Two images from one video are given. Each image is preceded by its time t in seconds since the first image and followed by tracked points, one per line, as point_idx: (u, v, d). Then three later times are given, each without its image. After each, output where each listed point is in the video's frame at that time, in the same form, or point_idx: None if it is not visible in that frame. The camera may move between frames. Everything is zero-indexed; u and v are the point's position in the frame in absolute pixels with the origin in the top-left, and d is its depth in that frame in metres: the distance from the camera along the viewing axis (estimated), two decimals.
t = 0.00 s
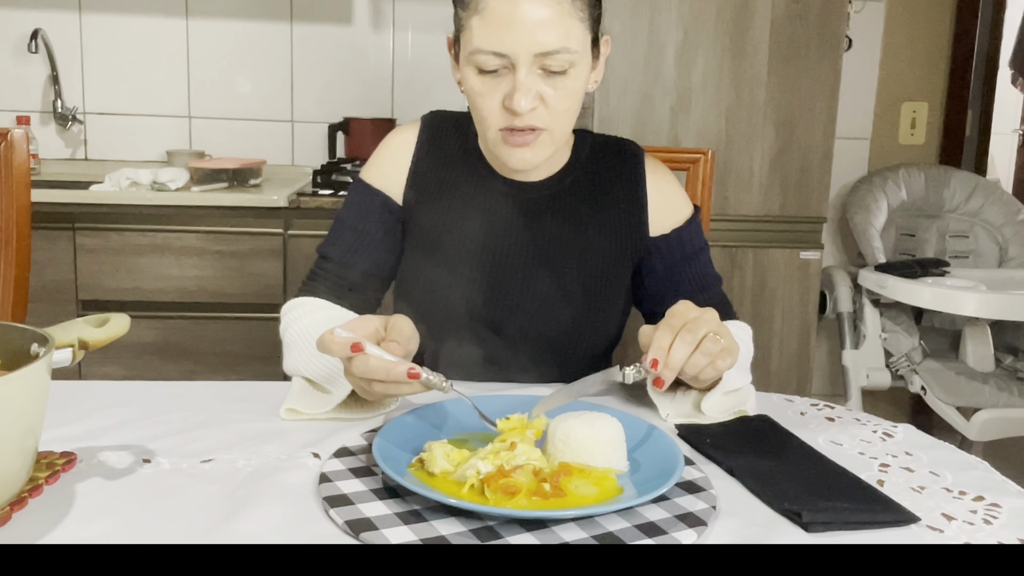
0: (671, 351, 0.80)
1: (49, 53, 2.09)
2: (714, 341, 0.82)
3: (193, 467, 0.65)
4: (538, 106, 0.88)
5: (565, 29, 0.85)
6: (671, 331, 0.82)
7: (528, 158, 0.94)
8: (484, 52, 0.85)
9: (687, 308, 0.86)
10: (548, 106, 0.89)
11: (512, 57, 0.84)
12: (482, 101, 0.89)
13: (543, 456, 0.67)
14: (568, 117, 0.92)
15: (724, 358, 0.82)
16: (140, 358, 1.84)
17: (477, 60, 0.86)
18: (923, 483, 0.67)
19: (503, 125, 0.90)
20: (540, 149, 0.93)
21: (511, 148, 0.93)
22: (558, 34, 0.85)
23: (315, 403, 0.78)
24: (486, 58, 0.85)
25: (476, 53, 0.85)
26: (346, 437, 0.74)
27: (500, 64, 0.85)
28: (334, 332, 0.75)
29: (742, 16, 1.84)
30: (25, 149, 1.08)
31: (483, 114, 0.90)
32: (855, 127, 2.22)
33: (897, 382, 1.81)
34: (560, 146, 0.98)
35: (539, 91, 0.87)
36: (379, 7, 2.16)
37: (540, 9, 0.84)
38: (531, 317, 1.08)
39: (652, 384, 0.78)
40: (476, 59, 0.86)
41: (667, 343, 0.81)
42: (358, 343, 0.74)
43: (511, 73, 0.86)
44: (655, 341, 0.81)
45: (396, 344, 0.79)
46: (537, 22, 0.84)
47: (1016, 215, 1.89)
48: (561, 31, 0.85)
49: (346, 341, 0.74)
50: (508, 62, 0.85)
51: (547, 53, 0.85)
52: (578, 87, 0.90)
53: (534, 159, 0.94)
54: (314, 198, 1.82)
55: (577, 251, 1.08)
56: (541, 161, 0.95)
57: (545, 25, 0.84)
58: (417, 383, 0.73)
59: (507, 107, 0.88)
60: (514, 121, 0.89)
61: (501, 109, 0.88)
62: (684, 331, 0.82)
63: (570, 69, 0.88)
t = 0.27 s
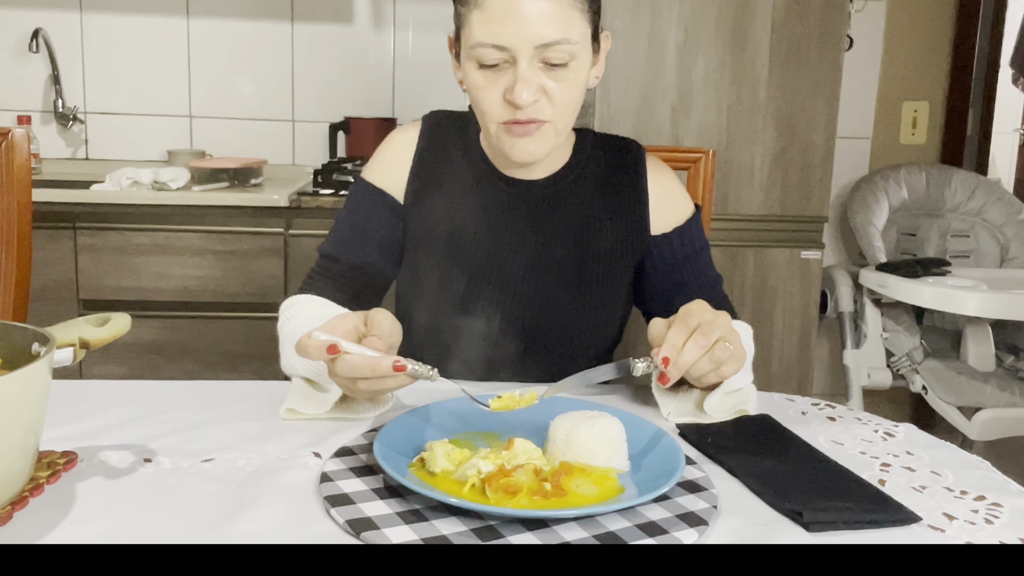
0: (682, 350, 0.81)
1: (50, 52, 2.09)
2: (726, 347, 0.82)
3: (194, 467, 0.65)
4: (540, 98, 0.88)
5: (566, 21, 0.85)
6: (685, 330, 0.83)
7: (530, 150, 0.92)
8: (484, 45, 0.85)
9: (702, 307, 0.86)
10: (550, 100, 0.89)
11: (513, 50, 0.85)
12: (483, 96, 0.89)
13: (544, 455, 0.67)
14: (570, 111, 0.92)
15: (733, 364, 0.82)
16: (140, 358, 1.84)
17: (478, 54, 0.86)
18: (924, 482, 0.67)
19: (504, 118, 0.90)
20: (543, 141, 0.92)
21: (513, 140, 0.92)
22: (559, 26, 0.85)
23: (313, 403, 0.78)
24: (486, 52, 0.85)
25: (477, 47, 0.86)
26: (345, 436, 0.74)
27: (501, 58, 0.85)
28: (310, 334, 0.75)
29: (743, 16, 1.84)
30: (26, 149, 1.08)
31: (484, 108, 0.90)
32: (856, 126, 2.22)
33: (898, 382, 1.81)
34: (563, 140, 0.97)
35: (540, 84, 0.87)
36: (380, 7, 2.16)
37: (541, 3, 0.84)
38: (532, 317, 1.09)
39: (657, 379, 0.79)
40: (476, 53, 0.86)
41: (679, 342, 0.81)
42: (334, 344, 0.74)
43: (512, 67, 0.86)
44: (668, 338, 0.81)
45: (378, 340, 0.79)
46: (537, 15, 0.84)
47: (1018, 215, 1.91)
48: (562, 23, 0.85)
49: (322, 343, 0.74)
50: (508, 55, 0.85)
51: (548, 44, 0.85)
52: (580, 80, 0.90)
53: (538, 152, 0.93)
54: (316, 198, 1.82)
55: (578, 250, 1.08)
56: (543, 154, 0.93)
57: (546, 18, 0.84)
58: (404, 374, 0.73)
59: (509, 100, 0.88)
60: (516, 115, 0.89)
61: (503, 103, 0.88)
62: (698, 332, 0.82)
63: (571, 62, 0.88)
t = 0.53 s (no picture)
0: (682, 352, 0.81)
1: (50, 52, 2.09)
2: (725, 349, 0.83)
3: (194, 466, 0.65)
4: (536, 94, 0.88)
5: (561, 17, 0.85)
6: (686, 331, 0.83)
7: (531, 148, 0.95)
8: (479, 42, 0.85)
9: (703, 308, 0.86)
10: (547, 94, 0.89)
11: (508, 46, 0.84)
12: (480, 93, 0.89)
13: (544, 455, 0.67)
14: (569, 106, 0.93)
15: (732, 366, 0.83)
16: (140, 358, 1.84)
17: (474, 51, 0.86)
18: (925, 482, 0.67)
19: (501, 116, 0.91)
20: (544, 138, 0.95)
21: (513, 139, 0.94)
22: (553, 21, 0.85)
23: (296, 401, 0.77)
24: (482, 49, 0.85)
25: (473, 45, 0.85)
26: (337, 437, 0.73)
27: (497, 55, 0.85)
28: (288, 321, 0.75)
29: (744, 15, 1.84)
30: (26, 148, 1.08)
31: (481, 106, 0.90)
32: (857, 126, 2.21)
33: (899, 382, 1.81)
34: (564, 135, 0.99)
35: (537, 80, 0.87)
36: (381, 7, 2.08)
37: None
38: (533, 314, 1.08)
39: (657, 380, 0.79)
40: (473, 51, 0.86)
41: (680, 344, 0.82)
42: (314, 328, 0.73)
43: (508, 64, 0.86)
44: (668, 340, 0.82)
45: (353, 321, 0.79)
46: (533, 12, 0.83)
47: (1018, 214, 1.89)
48: (557, 19, 0.85)
49: (301, 328, 0.73)
50: (504, 52, 0.85)
51: (542, 40, 0.85)
52: (577, 77, 0.91)
53: (539, 151, 0.96)
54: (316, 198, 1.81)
55: (579, 250, 1.08)
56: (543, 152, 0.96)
57: (541, 14, 0.84)
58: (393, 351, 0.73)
59: (505, 97, 0.88)
60: (513, 111, 0.90)
61: (500, 100, 0.89)
62: (698, 334, 0.82)
63: (567, 57, 0.88)
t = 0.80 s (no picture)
0: (679, 352, 0.82)
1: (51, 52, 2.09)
2: (723, 349, 0.83)
3: (194, 466, 0.65)
4: (534, 92, 0.88)
5: (559, 15, 0.86)
6: (683, 332, 0.84)
7: (528, 147, 0.94)
8: (477, 40, 0.85)
9: (703, 309, 0.87)
10: (544, 93, 0.89)
11: (505, 43, 0.85)
12: (477, 92, 0.89)
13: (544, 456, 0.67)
14: (567, 107, 0.93)
15: (731, 366, 0.82)
16: (141, 358, 1.83)
17: (472, 48, 0.86)
18: (925, 482, 0.67)
19: (499, 116, 0.91)
20: (541, 137, 0.94)
21: (509, 138, 0.93)
22: (551, 18, 0.85)
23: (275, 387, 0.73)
24: (479, 46, 0.85)
25: (471, 42, 0.86)
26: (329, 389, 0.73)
27: (495, 52, 0.85)
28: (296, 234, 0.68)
29: (745, 15, 1.84)
30: (26, 149, 1.08)
31: (479, 104, 0.90)
32: (857, 126, 2.22)
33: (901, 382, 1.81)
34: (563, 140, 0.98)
35: (534, 78, 0.87)
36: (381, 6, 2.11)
37: None
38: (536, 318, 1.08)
39: (653, 379, 0.81)
40: (470, 49, 0.86)
41: (677, 344, 0.83)
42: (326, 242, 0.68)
43: (506, 62, 0.86)
44: (665, 339, 0.83)
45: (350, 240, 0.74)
46: (532, 9, 0.84)
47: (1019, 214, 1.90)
48: (555, 16, 0.85)
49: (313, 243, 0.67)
50: (501, 49, 0.85)
51: (539, 35, 0.85)
52: (577, 76, 0.91)
53: (537, 152, 0.94)
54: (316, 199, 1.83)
55: (584, 252, 1.09)
56: (542, 152, 0.95)
57: (540, 12, 0.84)
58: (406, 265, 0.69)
59: (502, 95, 0.88)
60: (510, 108, 0.90)
61: (497, 98, 0.89)
62: (695, 334, 0.83)
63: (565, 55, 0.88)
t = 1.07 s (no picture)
0: (678, 353, 0.83)
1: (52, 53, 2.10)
2: (722, 351, 0.83)
3: (195, 468, 0.65)
4: (536, 101, 0.89)
5: (561, 23, 0.87)
6: (682, 333, 0.84)
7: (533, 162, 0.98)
8: (479, 47, 0.86)
9: (703, 312, 0.87)
10: (547, 103, 0.90)
11: (507, 50, 0.85)
12: (478, 101, 0.89)
13: (545, 457, 0.67)
14: (567, 121, 0.95)
15: (730, 368, 0.82)
16: (142, 358, 1.84)
17: (474, 57, 0.86)
18: (926, 484, 0.67)
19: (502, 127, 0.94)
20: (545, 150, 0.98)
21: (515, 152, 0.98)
22: (553, 27, 0.86)
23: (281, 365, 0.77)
24: (481, 53, 0.86)
25: (473, 50, 0.86)
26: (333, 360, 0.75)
27: (497, 60, 0.86)
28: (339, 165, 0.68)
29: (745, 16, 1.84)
30: (27, 151, 1.08)
31: (480, 113, 0.91)
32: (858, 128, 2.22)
33: (902, 383, 1.81)
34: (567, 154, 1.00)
35: (536, 87, 0.88)
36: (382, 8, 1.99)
37: (539, 7, 0.85)
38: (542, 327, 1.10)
39: (652, 380, 0.81)
40: (473, 56, 0.86)
41: (676, 345, 0.83)
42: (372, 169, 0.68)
43: (508, 70, 0.86)
44: (664, 340, 0.83)
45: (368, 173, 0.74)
46: (535, 17, 0.84)
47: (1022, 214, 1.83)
48: (558, 24, 0.86)
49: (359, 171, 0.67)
50: (504, 57, 0.85)
51: (542, 43, 0.86)
52: (580, 88, 0.92)
53: (542, 178, 0.99)
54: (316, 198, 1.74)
55: (590, 266, 1.11)
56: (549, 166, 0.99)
57: (543, 21, 0.85)
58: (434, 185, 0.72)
59: (504, 103, 0.89)
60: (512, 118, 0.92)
61: (497, 106, 0.89)
62: (694, 336, 0.83)
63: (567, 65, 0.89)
